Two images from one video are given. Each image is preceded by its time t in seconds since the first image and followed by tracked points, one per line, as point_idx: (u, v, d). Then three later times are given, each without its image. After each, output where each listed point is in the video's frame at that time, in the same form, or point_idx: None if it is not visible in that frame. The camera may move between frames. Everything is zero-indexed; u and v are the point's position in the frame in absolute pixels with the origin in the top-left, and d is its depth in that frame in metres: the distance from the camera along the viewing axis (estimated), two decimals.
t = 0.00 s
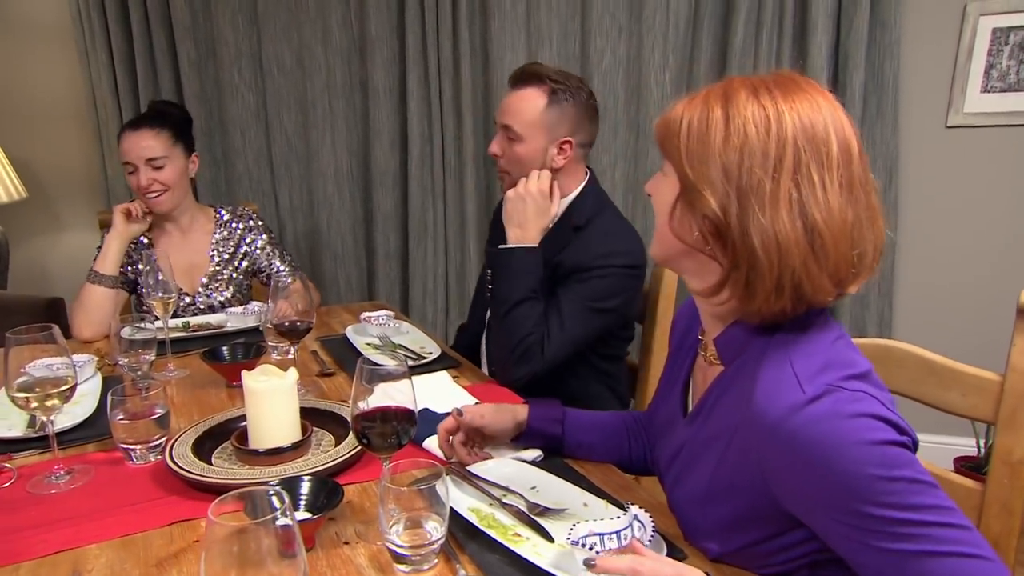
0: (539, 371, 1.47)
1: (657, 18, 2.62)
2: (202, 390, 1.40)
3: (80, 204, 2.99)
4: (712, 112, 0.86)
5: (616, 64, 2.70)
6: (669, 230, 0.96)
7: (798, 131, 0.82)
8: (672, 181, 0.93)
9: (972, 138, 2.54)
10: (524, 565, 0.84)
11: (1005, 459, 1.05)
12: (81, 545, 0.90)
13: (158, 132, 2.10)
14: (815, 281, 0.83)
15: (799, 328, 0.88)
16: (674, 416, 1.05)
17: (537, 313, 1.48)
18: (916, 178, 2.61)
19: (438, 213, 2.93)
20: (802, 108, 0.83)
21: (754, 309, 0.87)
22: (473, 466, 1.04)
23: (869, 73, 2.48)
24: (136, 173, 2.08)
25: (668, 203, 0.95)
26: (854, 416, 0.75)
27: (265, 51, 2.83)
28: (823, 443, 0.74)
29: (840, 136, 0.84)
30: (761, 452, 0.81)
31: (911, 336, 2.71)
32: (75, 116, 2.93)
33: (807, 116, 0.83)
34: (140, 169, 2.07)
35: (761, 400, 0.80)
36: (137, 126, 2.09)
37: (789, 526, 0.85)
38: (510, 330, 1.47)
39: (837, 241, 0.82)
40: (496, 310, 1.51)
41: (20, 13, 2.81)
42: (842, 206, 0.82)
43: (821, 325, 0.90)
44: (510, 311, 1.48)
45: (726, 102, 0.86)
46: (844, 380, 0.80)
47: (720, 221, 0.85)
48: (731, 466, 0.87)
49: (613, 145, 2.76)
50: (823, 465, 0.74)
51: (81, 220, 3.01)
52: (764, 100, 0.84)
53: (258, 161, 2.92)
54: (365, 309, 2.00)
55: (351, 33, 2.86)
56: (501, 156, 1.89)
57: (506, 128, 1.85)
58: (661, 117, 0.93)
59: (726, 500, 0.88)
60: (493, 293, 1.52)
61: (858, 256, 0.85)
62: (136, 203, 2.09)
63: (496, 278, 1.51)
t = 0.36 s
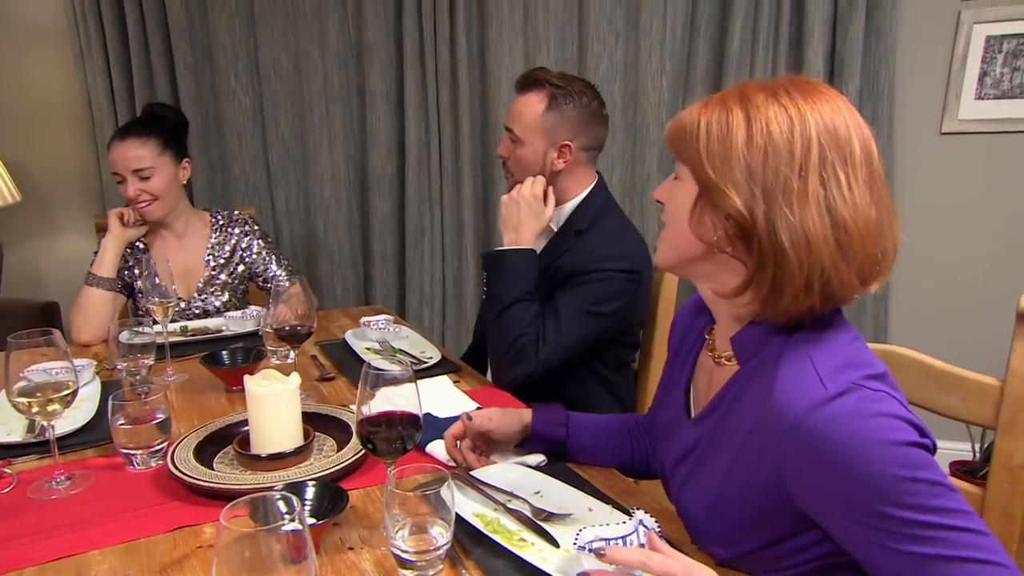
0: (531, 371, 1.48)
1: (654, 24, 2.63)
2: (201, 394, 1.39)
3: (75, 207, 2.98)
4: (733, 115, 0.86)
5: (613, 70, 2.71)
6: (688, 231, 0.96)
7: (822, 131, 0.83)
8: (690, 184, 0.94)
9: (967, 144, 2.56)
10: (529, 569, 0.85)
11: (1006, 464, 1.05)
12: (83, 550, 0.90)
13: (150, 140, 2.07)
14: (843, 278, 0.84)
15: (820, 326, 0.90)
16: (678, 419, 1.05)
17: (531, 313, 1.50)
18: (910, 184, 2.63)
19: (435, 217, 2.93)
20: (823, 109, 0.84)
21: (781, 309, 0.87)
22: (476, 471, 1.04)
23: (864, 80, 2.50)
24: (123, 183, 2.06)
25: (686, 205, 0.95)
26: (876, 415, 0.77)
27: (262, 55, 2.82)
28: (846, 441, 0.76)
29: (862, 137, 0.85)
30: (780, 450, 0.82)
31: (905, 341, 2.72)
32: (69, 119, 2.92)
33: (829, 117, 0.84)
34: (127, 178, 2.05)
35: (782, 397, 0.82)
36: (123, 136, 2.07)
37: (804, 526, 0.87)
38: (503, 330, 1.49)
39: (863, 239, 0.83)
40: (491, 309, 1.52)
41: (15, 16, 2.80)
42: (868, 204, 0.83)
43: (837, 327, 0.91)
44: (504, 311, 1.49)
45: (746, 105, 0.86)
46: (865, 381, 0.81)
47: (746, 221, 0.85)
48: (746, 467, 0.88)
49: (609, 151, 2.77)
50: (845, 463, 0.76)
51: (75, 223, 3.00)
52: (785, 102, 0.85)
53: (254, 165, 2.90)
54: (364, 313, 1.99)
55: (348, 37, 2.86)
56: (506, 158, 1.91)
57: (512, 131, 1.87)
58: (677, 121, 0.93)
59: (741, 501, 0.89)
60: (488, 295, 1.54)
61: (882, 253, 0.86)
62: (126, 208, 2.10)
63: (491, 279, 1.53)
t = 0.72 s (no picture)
0: (517, 372, 1.51)
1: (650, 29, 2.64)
2: (200, 400, 1.39)
3: (71, 212, 2.97)
4: (736, 119, 0.87)
5: (610, 75, 2.72)
6: (688, 234, 0.96)
7: (823, 137, 0.83)
8: (691, 187, 0.94)
9: (963, 149, 2.57)
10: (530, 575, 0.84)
11: (1005, 468, 1.05)
12: (83, 557, 0.89)
13: (139, 150, 2.06)
14: (842, 284, 0.84)
15: (821, 331, 0.90)
16: (678, 423, 1.05)
17: (513, 313, 1.54)
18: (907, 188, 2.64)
19: (433, 221, 2.93)
20: (826, 115, 0.84)
21: (778, 314, 0.88)
22: (477, 476, 1.04)
23: (861, 85, 2.51)
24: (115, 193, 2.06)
25: (687, 208, 0.95)
26: (883, 417, 0.77)
27: (259, 60, 2.82)
28: (854, 443, 0.76)
29: (863, 144, 0.85)
30: (787, 452, 0.82)
31: (903, 345, 2.73)
32: (66, 124, 2.92)
33: (832, 123, 0.84)
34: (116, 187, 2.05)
35: (789, 399, 0.82)
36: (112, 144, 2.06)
37: (809, 531, 0.87)
38: (488, 330, 1.52)
39: (862, 245, 0.84)
40: (475, 309, 1.56)
41: (12, 21, 2.79)
42: (868, 210, 0.84)
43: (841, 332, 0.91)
44: (489, 310, 1.54)
45: (749, 109, 0.87)
46: (872, 383, 0.82)
47: (745, 225, 0.86)
48: (751, 471, 0.89)
49: (607, 157, 2.77)
50: (852, 465, 0.76)
51: (72, 228, 2.99)
52: (788, 107, 0.85)
53: (252, 170, 2.90)
54: (363, 318, 1.99)
55: (346, 42, 2.86)
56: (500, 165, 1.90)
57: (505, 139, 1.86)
58: (679, 126, 0.94)
59: (745, 505, 0.89)
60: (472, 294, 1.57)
61: (882, 260, 0.86)
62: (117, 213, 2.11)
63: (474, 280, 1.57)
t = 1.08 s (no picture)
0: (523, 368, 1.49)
1: (657, 22, 2.63)
2: (206, 394, 1.39)
3: (78, 208, 2.98)
4: (756, 107, 0.86)
5: (616, 68, 2.71)
6: (699, 221, 0.95)
7: (844, 131, 0.82)
8: (706, 172, 0.93)
9: (972, 141, 2.55)
10: (541, 571, 0.84)
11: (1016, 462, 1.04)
12: (91, 551, 0.90)
13: (160, 138, 2.05)
14: (850, 282, 0.84)
15: (831, 325, 0.89)
16: (686, 418, 1.04)
17: (508, 306, 1.53)
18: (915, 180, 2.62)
19: (438, 216, 2.93)
20: (848, 109, 0.83)
21: (785, 309, 0.88)
22: (482, 471, 1.04)
23: (870, 77, 2.50)
24: (146, 180, 2.04)
25: (700, 194, 0.95)
26: (892, 409, 0.76)
27: (263, 55, 2.81)
28: (862, 436, 0.75)
29: (883, 141, 0.84)
30: (795, 445, 0.82)
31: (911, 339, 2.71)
32: (73, 120, 2.93)
33: (854, 117, 0.83)
34: (152, 175, 2.05)
35: (797, 392, 0.82)
36: (141, 133, 2.04)
37: (818, 523, 0.86)
38: (485, 326, 1.51)
39: (874, 245, 0.83)
40: (472, 303, 1.54)
41: (17, 18, 2.80)
42: (882, 209, 0.83)
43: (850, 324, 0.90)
44: (486, 303, 1.52)
45: (770, 98, 0.86)
46: (880, 376, 0.81)
47: (757, 216, 0.86)
48: (758, 464, 0.88)
49: (613, 151, 2.77)
50: (861, 459, 0.75)
51: (78, 224, 3.00)
52: (811, 99, 0.84)
53: (257, 165, 2.90)
54: (369, 312, 1.99)
55: (351, 37, 2.86)
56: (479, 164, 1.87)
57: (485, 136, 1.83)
58: (699, 108, 0.93)
59: (753, 498, 0.89)
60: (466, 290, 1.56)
61: (893, 261, 0.85)
62: (143, 207, 2.09)
63: (466, 275, 1.56)
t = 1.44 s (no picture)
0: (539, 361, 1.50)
1: (676, 14, 2.60)
2: (219, 385, 1.40)
3: (97, 199, 3.00)
4: (786, 93, 0.84)
5: (634, 61, 2.68)
6: (728, 209, 0.93)
7: (877, 114, 0.81)
8: (734, 160, 0.92)
9: (999, 136, 2.50)
10: (549, 568, 0.83)
11: None
12: (102, 540, 0.90)
13: (204, 127, 2.13)
14: (886, 267, 0.82)
15: (863, 314, 0.87)
16: (705, 412, 1.03)
17: (529, 307, 1.51)
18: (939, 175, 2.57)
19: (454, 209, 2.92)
20: (881, 94, 0.82)
21: (818, 295, 0.85)
22: (490, 467, 1.04)
23: (893, 70, 2.45)
24: (197, 161, 2.11)
25: (728, 183, 0.93)
26: (930, 398, 0.75)
27: (282, 47, 2.82)
28: (898, 421, 0.74)
29: (918, 125, 0.82)
30: (827, 430, 0.80)
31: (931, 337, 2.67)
32: (93, 111, 2.95)
33: (887, 102, 0.81)
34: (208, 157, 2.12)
35: (834, 375, 0.81)
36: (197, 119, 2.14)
37: (843, 517, 0.85)
38: (504, 329, 1.49)
39: (910, 229, 0.81)
40: (491, 309, 1.51)
41: (39, 9, 2.82)
42: (918, 192, 0.81)
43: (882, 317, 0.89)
44: (506, 309, 1.49)
45: (800, 84, 0.84)
46: (918, 365, 0.80)
47: (789, 202, 0.84)
48: (786, 452, 0.87)
49: (630, 144, 2.75)
50: (895, 446, 0.74)
51: (97, 215, 3.02)
52: (842, 83, 0.82)
53: (274, 156, 2.91)
54: (383, 306, 1.99)
55: (368, 29, 2.85)
56: (494, 154, 1.80)
57: (504, 123, 1.79)
58: (725, 98, 0.92)
59: (778, 488, 0.88)
60: (483, 295, 1.52)
61: (929, 246, 0.83)
62: (172, 199, 2.04)
63: (483, 279, 1.52)
